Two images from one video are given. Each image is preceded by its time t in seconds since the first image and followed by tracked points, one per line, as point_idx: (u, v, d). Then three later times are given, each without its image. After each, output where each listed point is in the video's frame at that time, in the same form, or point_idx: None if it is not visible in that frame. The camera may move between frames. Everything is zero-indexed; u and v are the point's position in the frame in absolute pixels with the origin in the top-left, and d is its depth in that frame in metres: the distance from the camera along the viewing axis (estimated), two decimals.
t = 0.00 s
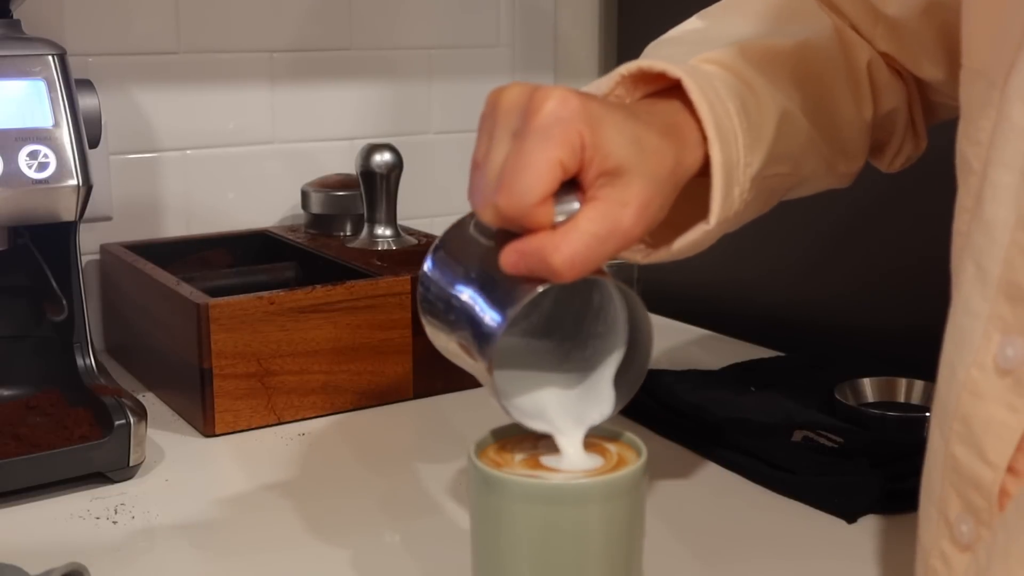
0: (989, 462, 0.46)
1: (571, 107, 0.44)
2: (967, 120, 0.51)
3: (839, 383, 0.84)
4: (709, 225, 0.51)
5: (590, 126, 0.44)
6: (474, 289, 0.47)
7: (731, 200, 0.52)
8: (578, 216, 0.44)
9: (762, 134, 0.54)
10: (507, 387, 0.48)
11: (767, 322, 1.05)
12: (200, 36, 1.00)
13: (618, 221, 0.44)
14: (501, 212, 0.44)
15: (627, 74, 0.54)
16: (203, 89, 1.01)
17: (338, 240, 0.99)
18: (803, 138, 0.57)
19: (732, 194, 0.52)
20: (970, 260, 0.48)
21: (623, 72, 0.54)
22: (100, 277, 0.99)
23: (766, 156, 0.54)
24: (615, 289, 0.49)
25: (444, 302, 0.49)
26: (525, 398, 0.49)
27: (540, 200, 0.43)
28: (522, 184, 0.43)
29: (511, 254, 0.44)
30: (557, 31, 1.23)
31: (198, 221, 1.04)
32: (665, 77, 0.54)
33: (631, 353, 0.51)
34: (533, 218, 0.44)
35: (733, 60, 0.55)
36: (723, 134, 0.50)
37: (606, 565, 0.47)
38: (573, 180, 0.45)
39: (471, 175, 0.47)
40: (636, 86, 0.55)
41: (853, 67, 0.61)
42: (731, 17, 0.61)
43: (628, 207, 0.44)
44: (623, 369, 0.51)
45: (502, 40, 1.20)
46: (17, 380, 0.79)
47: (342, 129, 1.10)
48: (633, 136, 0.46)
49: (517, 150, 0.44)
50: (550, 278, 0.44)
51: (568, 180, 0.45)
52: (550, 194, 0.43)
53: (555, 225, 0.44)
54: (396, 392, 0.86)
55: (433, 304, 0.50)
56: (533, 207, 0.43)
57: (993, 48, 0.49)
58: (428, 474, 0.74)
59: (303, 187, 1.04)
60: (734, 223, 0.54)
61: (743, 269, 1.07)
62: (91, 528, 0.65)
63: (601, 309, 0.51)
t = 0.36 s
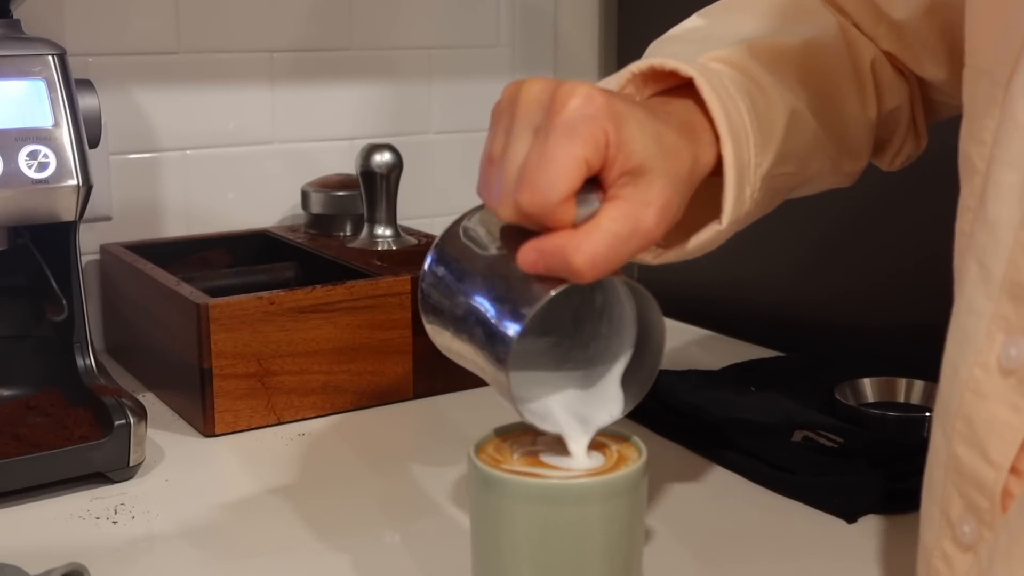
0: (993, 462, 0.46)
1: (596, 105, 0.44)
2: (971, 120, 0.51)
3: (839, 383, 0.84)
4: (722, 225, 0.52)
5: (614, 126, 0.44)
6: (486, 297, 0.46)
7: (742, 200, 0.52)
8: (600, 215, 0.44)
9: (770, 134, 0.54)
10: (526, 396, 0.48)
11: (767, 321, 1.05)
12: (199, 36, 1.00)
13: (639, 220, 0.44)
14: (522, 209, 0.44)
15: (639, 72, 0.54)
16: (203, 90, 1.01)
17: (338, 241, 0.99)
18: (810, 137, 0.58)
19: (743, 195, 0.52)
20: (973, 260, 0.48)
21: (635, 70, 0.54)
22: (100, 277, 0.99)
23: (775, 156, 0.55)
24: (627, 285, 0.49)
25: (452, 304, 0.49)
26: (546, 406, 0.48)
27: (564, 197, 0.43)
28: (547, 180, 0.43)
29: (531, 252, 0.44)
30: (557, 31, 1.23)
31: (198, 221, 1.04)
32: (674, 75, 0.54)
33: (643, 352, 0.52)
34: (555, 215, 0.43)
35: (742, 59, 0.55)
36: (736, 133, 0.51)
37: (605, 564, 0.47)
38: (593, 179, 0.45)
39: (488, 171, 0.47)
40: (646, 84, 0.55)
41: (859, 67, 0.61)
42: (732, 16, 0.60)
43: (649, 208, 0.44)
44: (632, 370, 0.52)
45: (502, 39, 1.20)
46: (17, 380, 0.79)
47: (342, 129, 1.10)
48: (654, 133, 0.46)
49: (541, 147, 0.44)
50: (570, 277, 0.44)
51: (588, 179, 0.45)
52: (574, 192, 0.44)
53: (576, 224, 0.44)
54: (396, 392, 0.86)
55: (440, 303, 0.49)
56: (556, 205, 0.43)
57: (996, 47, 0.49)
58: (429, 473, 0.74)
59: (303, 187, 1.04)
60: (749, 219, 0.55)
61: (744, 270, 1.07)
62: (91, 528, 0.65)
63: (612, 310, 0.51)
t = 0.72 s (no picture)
0: (998, 462, 0.46)
1: (638, 109, 0.44)
2: (976, 120, 0.51)
3: (840, 383, 0.84)
4: (743, 225, 0.52)
5: (653, 133, 0.44)
6: (508, 301, 0.46)
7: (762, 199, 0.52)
8: (634, 223, 0.44)
9: (786, 132, 0.54)
10: (550, 404, 0.48)
11: (767, 321, 1.05)
12: (199, 36, 1.00)
13: (672, 228, 0.44)
14: (556, 213, 0.44)
15: (656, 70, 0.54)
16: (202, 89, 1.01)
17: (338, 241, 0.99)
18: (822, 131, 0.58)
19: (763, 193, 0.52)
20: (978, 259, 0.48)
21: (653, 67, 0.54)
22: (100, 277, 0.99)
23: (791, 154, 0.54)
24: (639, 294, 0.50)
25: (466, 306, 0.48)
26: (569, 415, 0.48)
27: (602, 203, 0.43)
28: (586, 187, 0.43)
29: (564, 259, 0.44)
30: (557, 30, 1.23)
31: (198, 221, 1.04)
32: (691, 72, 0.54)
33: (660, 353, 0.52)
34: (592, 222, 0.43)
35: (756, 56, 0.55)
36: (757, 131, 0.50)
37: (605, 564, 0.47)
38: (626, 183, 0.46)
39: (516, 169, 0.47)
40: (663, 81, 0.55)
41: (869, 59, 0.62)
42: (737, 11, 0.60)
43: (684, 216, 0.45)
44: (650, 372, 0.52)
45: (502, 39, 1.20)
46: (17, 380, 0.79)
47: (342, 129, 1.10)
48: (688, 137, 0.46)
49: (578, 151, 0.44)
50: (602, 284, 0.44)
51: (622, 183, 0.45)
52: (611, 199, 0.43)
53: (610, 231, 0.44)
54: (396, 392, 0.86)
55: (452, 302, 0.49)
56: (593, 212, 0.43)
57: (1002, 47, 0.49)
58: (429, 473, 0.74)
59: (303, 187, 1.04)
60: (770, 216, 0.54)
61: (744, 270, 1.07)
62: (91, 528, 0.65)
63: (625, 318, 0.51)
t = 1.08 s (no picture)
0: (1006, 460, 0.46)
1: (652, 99, 0.45)
2: (983, 118, 0.51)
3: (840, 383, 0.84)
4: (751, 224, 0.52)
5: (663, 114, 0.44)
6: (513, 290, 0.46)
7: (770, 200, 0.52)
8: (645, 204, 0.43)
9: (795, 134, 0.54)
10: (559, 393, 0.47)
11: (768, 321, 1.05)
12: (199, 36, 1.00)
13: (684, 210, 0.44)
14: (567, 190, 0.44)
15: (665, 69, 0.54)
16: (202, 89, 1.01)
17: (338, 241, 0.99)
18: (830, 132, 0.58)
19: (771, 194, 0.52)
20: (987, 258, 0.48)
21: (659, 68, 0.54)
22: (100, 276, 0.99)
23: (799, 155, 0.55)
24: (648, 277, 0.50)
25: (471, 300, 0.48)
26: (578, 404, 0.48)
27: (612, 180, 0.43)
28: (596, 161, 0.42)
29: (572, 237, 0.43)
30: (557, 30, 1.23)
31: (198, 221, 1.04)
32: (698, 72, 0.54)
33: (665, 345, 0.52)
34: (602, 198, 0.43)
35: (766, 55, 0.55)
36: (764, 129, 0.51)
37: (604, 564, 0.47)
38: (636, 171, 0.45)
39: (525, 154, 0.47)
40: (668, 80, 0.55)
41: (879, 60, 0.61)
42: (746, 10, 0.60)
43: (693, 200, 0.44)
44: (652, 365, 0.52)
45: (502, 40, 1.20)
46: (17, 380, 0.79)
47: (343, 129, 1.10)
48: (698, 125, 0.47)
49: (589, 129, 0.44)
50: (610, 266, 0.43)
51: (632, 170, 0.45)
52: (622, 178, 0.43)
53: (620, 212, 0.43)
54: (396, 392, 0.86)
55: (457, 298, 0.49)
56: (602, 188, 0.43)
57: (1010, 44, 0.49)
58: (429, 473, 0.74)
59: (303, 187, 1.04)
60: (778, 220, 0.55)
61: (744, 270, 1.07)
62: (91, 528, 0.65)
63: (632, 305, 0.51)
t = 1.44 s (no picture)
0: None
1: (653, 41, 0.54)
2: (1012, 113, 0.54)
3: (839, 383, 0.84)
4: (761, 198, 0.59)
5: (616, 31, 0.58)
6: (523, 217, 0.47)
7: (788, 183, 0.59)
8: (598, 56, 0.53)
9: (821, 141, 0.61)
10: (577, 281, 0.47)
11: (768, 321, 1.05)
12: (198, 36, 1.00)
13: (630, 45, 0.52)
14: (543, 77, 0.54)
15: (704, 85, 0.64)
16: (202, 89, 1.01)
17: (338, 240, 0.99)
18: (888, 157, 0.63)
19: (788, 180, 0.59)
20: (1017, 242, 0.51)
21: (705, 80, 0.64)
22: (99, 276, 0.99)
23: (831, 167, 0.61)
24: (662, 162, 0.47)
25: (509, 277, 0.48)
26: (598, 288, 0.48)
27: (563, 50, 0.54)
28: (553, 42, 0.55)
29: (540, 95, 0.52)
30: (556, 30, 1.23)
31: (198, 221, 1.04)
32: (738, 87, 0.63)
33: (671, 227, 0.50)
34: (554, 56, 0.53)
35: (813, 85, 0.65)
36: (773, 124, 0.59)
37: (605, 565, 0.47)
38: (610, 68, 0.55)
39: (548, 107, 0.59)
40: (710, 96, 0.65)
41: (962, 117, 0.65)
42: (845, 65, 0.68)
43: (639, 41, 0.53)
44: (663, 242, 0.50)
45: (502, 40, 1.20)
46: (18, 380, 0.79)
47: (342, 129, 1.10)
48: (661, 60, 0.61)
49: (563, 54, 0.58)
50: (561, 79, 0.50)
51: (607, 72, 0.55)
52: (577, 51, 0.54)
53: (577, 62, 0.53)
54: (396, 392, 0.86)
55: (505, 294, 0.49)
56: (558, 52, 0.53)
57: None
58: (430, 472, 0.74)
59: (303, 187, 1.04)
60: (768, 209, 0.59)
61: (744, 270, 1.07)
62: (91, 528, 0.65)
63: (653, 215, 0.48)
